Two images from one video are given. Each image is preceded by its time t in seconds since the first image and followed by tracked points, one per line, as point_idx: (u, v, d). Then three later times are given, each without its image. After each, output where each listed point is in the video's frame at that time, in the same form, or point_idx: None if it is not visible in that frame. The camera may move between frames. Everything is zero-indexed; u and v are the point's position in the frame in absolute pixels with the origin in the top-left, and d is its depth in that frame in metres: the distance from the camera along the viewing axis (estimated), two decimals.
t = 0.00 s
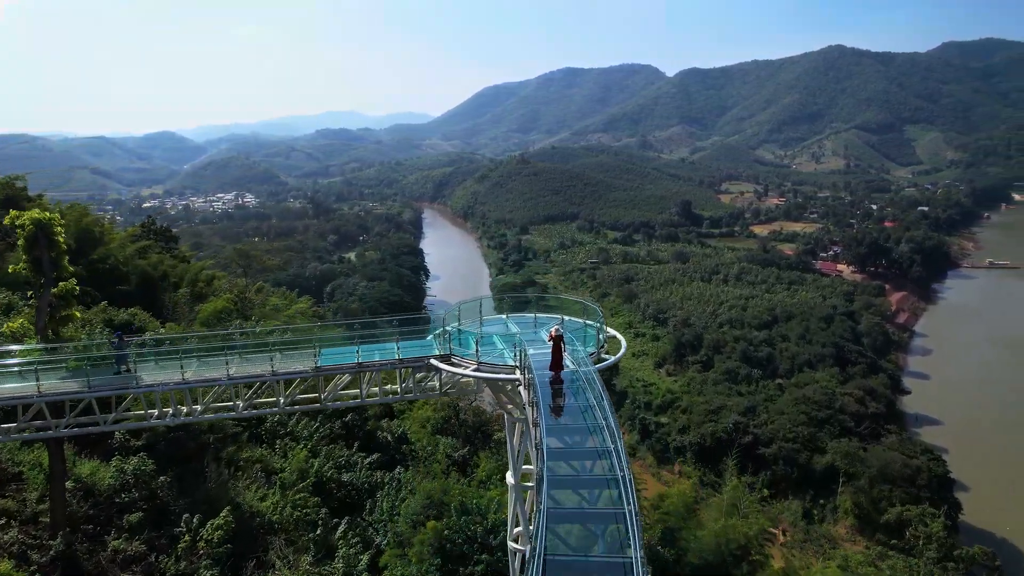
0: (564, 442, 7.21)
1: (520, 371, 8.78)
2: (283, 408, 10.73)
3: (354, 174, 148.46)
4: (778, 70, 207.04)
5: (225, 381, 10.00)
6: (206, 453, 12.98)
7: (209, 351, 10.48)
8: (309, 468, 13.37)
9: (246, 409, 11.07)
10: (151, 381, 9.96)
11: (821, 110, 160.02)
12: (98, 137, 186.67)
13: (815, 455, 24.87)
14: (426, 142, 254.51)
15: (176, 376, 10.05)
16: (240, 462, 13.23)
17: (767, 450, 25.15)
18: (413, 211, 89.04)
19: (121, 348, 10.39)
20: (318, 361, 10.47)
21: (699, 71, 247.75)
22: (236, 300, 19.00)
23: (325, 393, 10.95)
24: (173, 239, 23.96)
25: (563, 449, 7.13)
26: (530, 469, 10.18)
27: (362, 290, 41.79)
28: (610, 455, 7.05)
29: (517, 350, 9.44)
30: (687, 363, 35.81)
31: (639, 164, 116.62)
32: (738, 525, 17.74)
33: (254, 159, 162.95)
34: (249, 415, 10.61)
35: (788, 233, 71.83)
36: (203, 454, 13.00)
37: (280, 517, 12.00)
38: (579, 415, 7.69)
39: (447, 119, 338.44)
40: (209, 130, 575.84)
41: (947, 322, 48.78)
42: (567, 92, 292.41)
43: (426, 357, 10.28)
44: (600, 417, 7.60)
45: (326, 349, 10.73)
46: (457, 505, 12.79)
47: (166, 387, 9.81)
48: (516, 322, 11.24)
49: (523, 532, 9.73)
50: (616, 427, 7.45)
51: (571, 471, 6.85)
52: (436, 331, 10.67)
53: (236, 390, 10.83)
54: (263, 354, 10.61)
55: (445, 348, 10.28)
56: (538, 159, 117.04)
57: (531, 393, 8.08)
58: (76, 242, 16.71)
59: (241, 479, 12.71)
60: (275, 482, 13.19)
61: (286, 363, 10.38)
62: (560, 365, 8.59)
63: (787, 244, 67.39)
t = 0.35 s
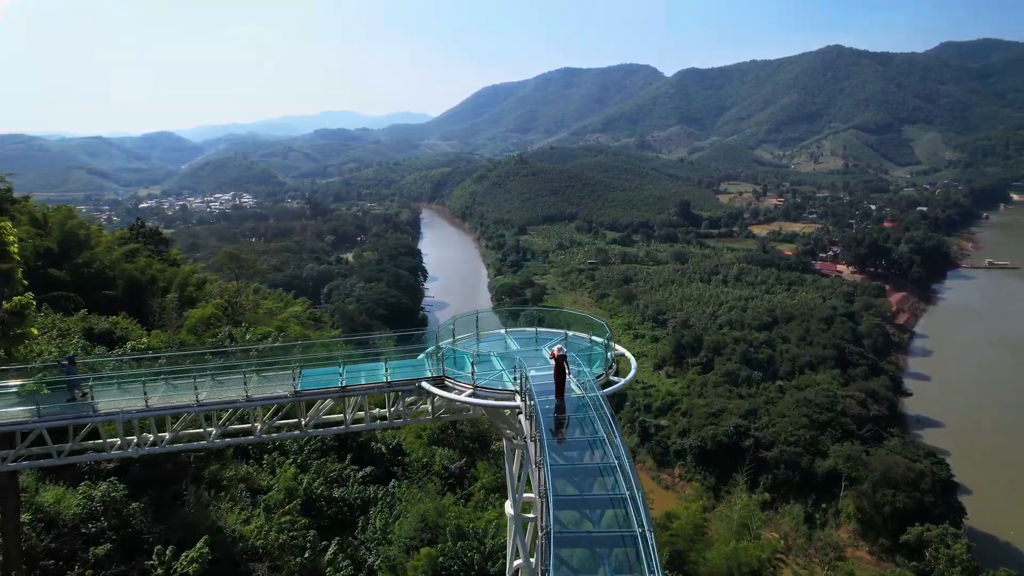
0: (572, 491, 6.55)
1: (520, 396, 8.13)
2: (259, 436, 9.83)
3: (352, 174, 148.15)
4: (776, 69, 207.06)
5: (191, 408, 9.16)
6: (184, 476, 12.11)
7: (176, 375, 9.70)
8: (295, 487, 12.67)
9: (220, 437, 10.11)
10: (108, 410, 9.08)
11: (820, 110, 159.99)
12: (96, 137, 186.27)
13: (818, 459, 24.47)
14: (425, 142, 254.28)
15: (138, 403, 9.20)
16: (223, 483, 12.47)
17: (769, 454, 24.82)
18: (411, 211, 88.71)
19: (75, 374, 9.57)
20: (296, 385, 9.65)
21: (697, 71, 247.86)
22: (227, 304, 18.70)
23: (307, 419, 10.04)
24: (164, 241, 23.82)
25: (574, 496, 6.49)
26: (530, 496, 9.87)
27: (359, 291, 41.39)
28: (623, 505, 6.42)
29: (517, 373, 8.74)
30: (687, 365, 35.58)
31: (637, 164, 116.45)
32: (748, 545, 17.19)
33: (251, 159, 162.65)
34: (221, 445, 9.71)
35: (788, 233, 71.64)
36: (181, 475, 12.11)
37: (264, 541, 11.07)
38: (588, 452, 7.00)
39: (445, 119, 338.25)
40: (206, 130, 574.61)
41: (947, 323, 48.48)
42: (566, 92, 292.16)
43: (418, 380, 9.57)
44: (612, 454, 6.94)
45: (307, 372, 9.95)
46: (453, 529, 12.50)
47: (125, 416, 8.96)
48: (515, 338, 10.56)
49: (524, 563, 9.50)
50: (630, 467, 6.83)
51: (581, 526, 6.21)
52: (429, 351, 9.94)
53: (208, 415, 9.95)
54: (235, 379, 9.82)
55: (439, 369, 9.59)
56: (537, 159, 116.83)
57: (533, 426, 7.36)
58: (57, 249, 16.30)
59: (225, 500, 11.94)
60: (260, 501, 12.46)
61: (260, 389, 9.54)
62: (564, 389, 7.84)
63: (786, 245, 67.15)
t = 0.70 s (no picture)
0: (580, 540, 5.89)
1: (520, 425, 7.53)
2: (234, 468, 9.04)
3: (351, 175, 147.72)
4: (775, 69, 207.01)
5: (156, 439, 8.25)
6: (161, 499, 11.39)
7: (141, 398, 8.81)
8: (284, 506, 12.19)
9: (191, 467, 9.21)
10: (63, 440, 8.16)
11: (818, 110, 159.90)
12: (94, 137, 185.88)
13: (820, 462, 24.11)
14: (424, 142, 253.93)
15: (96, 433, 8.28)
16: (207, 503, 11.75)
17: (770, 457, 24.39)
18: (409, 211, 88.41)
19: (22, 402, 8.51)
20: (274, 411, 8.82)
21: (696, 71, 247.81)
22: (217, 308, 18.36)
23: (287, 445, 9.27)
24: (155, 243, 23.55)
25: (586, 549, 5.79)
26: (530, 528, 9.61)
27: (357, 293, 41.06)
28: (645, 559, 5.68)
29: (518, 398, 7.99)
30: (687, 366, 35.29)
31: (637, 164, 116.23)
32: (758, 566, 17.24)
33: (250, 159, 162.26)
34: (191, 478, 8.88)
35: (787, 233, 71.47)
36: (160, 496, 11.40)
37: (248, 567, 10.37)
38: (594, 493, 6.35)
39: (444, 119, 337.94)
40: (205, 130, 573.64)
41: (948, 324, 48.21)
42: (565, 91, 291.93)
43: (409, 405, 8.78)
44: (627, 497, 6.26)
45: (287, 394, 9.14)
46: (449, 553, 12.20)
47: (83, 447, 8.10)
48: (516, 357, 9.91)
49: None
50: (650, 514, 6.13)
51: None
52: (420, 371, 9.17)
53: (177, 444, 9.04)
54: (208, 403, 8.99)
55: (432, 391, 8.83)
56: (535, 159, 116.62)
57: (534, 462, 6.80)
58: (40, 252, 15.89)
59: (207, 523, 11.24)
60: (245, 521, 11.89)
61: (234, 416, 8.70)
62: (567, 416, 7.25)
63: (786, 245, 66.92)
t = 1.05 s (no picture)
0: None
1: (521, 464, 7.12)
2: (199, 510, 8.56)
3: (350, 175, 147.50)
4: (774, 69, 206.95)
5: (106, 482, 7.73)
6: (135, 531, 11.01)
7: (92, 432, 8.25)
8: (271, 529, 11.85)
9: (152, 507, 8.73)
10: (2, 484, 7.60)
11: (818, 110, 159.69)
12: (93, 137, 185.60)
13: (823, 466, 23.68)
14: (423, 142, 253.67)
15: (40, 475, 7.73)
16: (186, 529, 11.47)
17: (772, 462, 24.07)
18: (408, 211, 88.08)
19: None
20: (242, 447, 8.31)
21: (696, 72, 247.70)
22: (208, 313, 18.03)
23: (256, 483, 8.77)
24: (144, 246, 23.41)
25: None
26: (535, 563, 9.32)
27: (355, 294, 40.73)
28: None
29: (519, 433, 7.59)
30: (688, 369, 34.97)
31: (636, 164, 115.99)
32: None
33: (249, 159, 161.94)
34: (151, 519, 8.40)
35: (787, 234, 71.17)
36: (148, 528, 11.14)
37: None
38: (612, 556, 5.73)
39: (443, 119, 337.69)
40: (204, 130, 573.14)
41: (950, 325, 47.84)
42: (565, 91, 291.69)
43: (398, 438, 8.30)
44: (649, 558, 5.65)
45: (260, 426, 8.69)
46: None
47: (23, 492, 7.56)
48: (517, 380, 9.57)
49: None
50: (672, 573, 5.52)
51: None
52: (410, 400, 8.72)
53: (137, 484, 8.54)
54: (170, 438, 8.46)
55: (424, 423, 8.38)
56: (535, 159, 116.40)
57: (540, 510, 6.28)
58: (23, 257, 15.69)
59: (186, 551, 10.95)
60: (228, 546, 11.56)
61: (194, 454, 8.16)
62: (574, 454, 6.93)
63: (786, 246, 66.62)
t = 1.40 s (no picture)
0: None
1: (524, 512, 6.69)
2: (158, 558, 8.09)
3: (349, 175, 147.08)
4: (774, 69, 206.52)
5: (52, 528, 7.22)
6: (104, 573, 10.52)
7: (38, 472, 7.66)
8: (260, 550, 11.73)
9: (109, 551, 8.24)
10: None
11: (818, 110, 159.32)
12: (92, 137, 185.13)
13: (826, 470, 23.37)
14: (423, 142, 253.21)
15: None
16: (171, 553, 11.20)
17: (775, 465, 23.78)
18: (408, 212, 87.77)
19: None
20: (209, 488, 7.77)
21: (696, 71, 247.21)
22: (199, 319, 17.71)
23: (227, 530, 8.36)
24: (136, 249, 23.38)
25: None
26: None
27: (353, 295, 40.40)
28: None
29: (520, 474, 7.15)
30: (689, 371, 34.68)
31: (636, 164, 115.67)
32: None
33: (248, 159, 161.57)
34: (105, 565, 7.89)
35: (788, 234, 70.90)
36: (124, 556, 10.86)
37: None
38: None
39: (443, 119, 337.12)
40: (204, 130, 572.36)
41: (952, 326, 47.51)
42: (565, 91, 291.23)
43: (383, 478, 7.84)
44: None
45: (231, 461, 8.23)
46: None
47: None
48: (517, 405, 9.22)
49: None
50: None
51: None
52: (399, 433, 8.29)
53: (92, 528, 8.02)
54: (131, 476, 7.91)
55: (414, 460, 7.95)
56: (534, 159, 116.08)
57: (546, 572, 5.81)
58: (7, 261, 15.40)
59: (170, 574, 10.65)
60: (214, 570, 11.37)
61: (152, 499, 7.61)
62: (579, 499, 6.61)
63: (787, 246, 66.35)
